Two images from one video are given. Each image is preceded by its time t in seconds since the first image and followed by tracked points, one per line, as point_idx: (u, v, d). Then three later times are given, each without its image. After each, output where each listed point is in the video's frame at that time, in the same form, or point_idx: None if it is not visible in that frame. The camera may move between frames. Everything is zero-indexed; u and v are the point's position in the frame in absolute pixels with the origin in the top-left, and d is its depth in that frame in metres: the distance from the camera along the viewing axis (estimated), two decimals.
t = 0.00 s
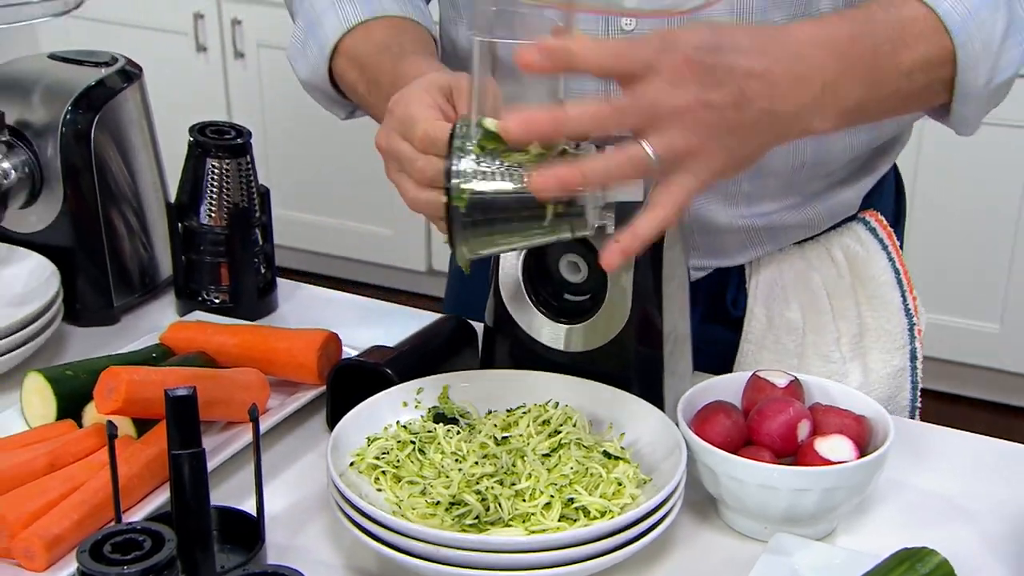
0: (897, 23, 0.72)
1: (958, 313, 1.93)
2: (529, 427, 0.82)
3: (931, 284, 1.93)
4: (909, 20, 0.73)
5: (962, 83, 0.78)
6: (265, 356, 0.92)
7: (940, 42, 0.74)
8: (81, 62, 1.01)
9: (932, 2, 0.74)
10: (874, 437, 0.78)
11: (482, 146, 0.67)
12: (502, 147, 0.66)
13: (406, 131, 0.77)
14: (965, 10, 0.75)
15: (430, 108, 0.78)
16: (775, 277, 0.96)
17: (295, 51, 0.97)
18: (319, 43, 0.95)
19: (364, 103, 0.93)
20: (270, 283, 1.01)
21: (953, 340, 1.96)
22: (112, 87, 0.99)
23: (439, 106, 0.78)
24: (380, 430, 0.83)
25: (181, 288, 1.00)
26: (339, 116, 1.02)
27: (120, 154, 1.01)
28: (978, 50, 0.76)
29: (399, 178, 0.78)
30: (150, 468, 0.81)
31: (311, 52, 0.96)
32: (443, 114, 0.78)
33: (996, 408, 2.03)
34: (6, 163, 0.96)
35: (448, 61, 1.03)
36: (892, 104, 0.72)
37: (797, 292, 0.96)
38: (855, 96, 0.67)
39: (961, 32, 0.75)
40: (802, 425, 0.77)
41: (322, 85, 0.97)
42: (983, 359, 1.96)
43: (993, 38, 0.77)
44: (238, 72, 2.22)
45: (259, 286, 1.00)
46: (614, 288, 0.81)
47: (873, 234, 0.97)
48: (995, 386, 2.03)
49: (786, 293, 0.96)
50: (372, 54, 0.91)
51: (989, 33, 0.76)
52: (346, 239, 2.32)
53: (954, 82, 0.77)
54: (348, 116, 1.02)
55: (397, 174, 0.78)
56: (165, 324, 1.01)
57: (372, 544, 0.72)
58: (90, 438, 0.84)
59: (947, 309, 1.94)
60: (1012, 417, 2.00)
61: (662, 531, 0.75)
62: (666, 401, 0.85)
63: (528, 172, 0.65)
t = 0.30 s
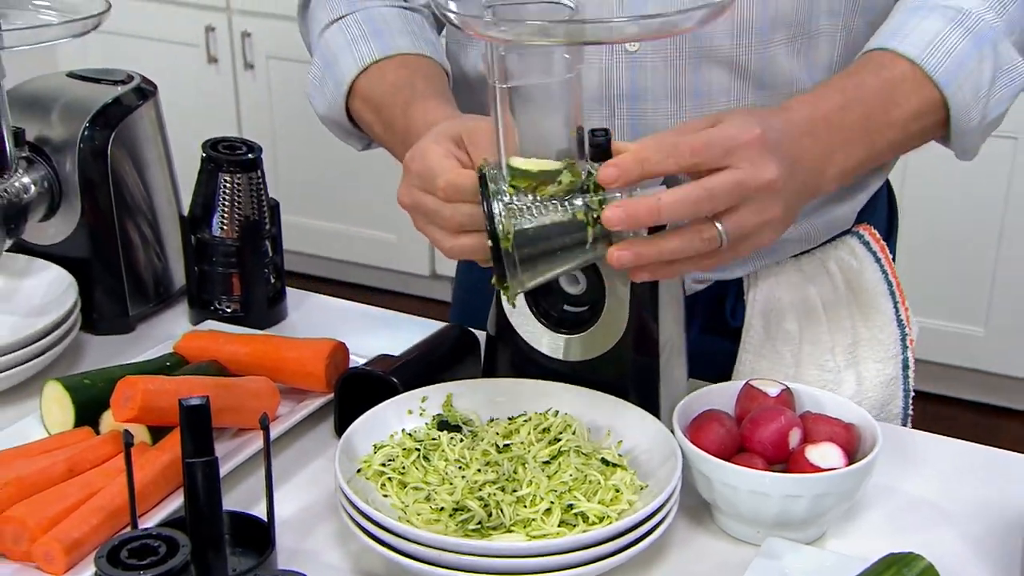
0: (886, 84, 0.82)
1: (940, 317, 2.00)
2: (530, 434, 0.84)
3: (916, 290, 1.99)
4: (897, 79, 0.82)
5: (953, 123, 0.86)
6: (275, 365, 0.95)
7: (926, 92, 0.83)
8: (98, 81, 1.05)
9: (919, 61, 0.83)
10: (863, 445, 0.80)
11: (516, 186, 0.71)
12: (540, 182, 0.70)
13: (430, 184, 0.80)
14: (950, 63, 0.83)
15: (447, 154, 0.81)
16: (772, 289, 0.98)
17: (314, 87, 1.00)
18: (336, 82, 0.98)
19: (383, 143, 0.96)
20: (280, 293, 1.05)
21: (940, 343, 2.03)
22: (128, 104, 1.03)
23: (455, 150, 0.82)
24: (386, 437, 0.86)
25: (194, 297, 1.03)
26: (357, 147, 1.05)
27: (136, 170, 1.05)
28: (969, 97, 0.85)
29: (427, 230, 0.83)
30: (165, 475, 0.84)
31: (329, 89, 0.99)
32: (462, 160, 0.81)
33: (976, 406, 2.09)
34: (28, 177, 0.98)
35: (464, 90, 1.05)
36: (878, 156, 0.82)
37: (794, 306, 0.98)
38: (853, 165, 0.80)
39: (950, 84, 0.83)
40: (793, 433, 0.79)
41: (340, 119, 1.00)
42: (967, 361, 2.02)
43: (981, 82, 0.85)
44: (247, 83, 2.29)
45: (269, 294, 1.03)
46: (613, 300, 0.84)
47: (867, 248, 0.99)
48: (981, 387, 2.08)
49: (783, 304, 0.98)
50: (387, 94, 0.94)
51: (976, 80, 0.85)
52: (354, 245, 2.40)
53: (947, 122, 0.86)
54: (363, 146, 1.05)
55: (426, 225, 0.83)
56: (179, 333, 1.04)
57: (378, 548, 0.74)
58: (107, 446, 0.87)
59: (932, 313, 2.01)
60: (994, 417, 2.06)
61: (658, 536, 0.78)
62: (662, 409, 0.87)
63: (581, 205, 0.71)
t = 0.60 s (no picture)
0: (826, 125, 0.84)
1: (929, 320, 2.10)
2: (529, 440, 0.87)
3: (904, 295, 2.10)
4: (836, 120, 0.85)
5: (889, 162, 0.88)
6: (284, 371, 0.98)
7: (864, 133, 0.85)
8: (113, 96, 1.09)
9: (859, 103, 0.85)
10: (851, 450, 0.83)
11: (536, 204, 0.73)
12: (559, 200, 0.73)
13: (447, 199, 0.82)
14: (888, 106, 0.85)
15: (461, 167, 0.83)
16: (766, 293, 1.02)
17: (313, 97, 1.03)
18: (336, 92, 1.01)
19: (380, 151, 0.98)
20: (288, 300, 1.08)
21: (924, 343, 2.13)
22: (142, 120, 1.07)
23: (469, 162, 0.84)
24: (391, 443, 0.88)
25: (206, 305, 1.07)
26: (353, 156, 1.07)
27: (150, 183, 1.08)
28: (906, 136, 0.86)
29: (443, 242, 0.85)
30: (178, 479, 0.87)
31: (328, 99, 1.02)
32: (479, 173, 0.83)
33: (960, 406, 2.20)
34: (47, 190, 1.02)
35: (462, 103, 1.08)
36: (814, 195, 0.84)
37: (786, 313, 1.01)
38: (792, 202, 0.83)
39: (887, 125, 0.85)
40: (784, 439, 0.82)
41: (337, 128, 1.03)
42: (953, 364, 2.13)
43: (917, 124, 0.87)
44: (257, 95, 2.42)
45: (278, 302, 1.06)
46: (609, 309, 0.86)
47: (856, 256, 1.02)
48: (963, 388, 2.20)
49: (775, 312, 1.01)
50: (387, 106, 0.96)
51: (912, 123, 0.86)
52: (366, 252, 2.50)
53: (884, 161, 0.88)
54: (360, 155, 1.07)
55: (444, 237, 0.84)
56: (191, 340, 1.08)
57: (382, 550, 0.77)
58: (121, 450, 0.89)
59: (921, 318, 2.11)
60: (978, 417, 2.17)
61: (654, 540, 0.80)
62: (657, 415, 0.90)
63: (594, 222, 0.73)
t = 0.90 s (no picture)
0: (805, 145, 0.89)
1: (913, 320, 2.26)
2: (529, 444, 0.90)
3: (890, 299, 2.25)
4: (814, 141, 0.90)
5: (868, 179, 0.93)
6: (292, 377, 1.01)
7: (843, 152, 0.90)
8: (127, 110, 1.13)
9: (837, 124, 0.90)
10: (840, 453, 0.85)
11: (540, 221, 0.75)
12: (562, 213, 0.74)
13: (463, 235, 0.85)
14: (865, 127, 0.90)
15: (468, 200, 0.85)
16: (758, 298, 1.05)
17: (321, 123, 1.07)
18: (342, 120, 1.04)
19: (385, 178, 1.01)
20: (295, 306, 1.11)
21: (910, 344, 2.29)
22: (155, 132, 1.11)
23: (472, 192, 0.86)
24: (396, 446, 0.91)
25: (217, 311, 1.10)
26: (361, 174, 1.10)
27: (163, 192, 1.12)
28: (882, 157, 0.92)
29: (469, 275, 0.87)
30: (190, 481, 0.90)
31: (334, 124, 1.06)
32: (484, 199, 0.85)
33: (944, 405, 2.34)
34: (63, 202, 1.06)
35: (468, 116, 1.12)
36: (798, 214, 0.88)
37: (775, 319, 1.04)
38: (780, 219, 0.87)
39: (865, 145, 0.90)
40: (775, 443, 0.84)
41: (343, 153, 1.07)
42: (936, 363, 2.28)
43: (894, 143, 0.92)
44: (265, 105, 2.58)
45: (286, 309, 1.10)
46: (606, 316, 0.89)
47: (843, 263, 1.05)
48: (945, 386, 2.34)
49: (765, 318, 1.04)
50: (392, 140, 0.99)
51: (888, 142, 0.92)
52: (382, 258, 2.64)
53: (863, 179, 0.93)
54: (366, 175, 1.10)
55: (467, 270, 0.86)
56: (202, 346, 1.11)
57: (387, 551, 0.79)
58: (134, 454, 0.92)
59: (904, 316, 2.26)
60: (961, 416, 2.30)
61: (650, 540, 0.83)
62: (653, 419, 0.93)
63: (602, 227, 0.74)
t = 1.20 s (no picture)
0: (808, 158, 0.92)
1: (905, 323, 2.35)
2: (529, 445, 0.92)
3: (884, 301, 2.34)
4: (817, 154, 0.92)
5: (869, 188, 0.95)
6: (298, 379, 1.04)
7: (845, 163, 0.93)
8: (138, 120, 1.16)
9: (837, 137, 0.92)
10: (830, 455, 0.88)
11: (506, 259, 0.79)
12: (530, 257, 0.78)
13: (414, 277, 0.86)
14: (865, 138, 0.93)
15: (415, 243, 0.87)
16: (753, 300, 1.08)
17: (316, 136, 1.10)
18: (333, 135, 1.07)
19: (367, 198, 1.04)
20: (302, 310, 1.15)
21: (902, 345, 2.37)
22: (166, 141, 1.14)
23: (423, 237, 0.88)
24: (399, 447, 0.94)
25: (226, 314, 1.13)
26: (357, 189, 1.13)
27: (173, 200, 1.15)
28: (882, 167, 0.94)
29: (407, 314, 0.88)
30: (199, 481, 0.93)
31: (327, 138, 1.08)
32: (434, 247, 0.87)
33: (940, 405, 2.43)
34: (77, 209, 1.08)
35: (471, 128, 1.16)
36: (802, 225, 0.91)
37: (768, 322, 1.07)
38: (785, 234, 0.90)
39: (865, 157, 0.93)
40: (767, 444, 0.86)
41: (334, 166, 1.09)
42: (929, 364, 2.37)
43: (893, 153, 0.94)
44: (272, 111, 2.68)
45: (292, 312, 1.13)
46: (603, 320, 0.91)
47: (834, 267, 1.08)
48: (939, 387, 2.43)
49: (760, 321, 1.07)
50: (376, 166, 1.02)
51: (888, 152, 0.94)
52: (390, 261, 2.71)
53: (864, 189, 0.95)
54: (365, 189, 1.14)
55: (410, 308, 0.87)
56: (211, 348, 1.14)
57: (390, 548, 0.82)
58: (145, 454, 0.95)
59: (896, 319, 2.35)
60: (956, 416, 2.39)
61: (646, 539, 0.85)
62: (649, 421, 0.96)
63: (621, 240, 0.73)
